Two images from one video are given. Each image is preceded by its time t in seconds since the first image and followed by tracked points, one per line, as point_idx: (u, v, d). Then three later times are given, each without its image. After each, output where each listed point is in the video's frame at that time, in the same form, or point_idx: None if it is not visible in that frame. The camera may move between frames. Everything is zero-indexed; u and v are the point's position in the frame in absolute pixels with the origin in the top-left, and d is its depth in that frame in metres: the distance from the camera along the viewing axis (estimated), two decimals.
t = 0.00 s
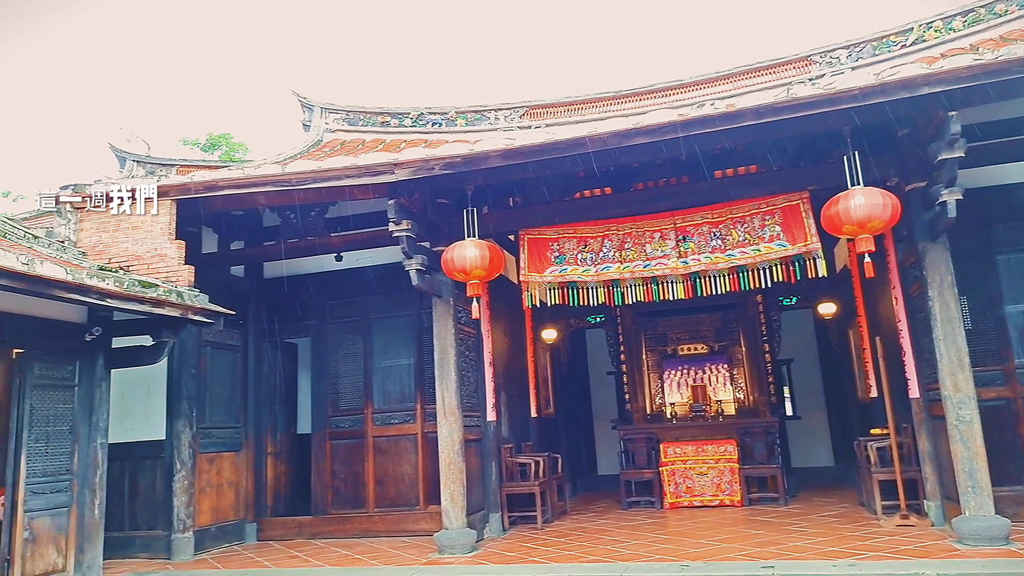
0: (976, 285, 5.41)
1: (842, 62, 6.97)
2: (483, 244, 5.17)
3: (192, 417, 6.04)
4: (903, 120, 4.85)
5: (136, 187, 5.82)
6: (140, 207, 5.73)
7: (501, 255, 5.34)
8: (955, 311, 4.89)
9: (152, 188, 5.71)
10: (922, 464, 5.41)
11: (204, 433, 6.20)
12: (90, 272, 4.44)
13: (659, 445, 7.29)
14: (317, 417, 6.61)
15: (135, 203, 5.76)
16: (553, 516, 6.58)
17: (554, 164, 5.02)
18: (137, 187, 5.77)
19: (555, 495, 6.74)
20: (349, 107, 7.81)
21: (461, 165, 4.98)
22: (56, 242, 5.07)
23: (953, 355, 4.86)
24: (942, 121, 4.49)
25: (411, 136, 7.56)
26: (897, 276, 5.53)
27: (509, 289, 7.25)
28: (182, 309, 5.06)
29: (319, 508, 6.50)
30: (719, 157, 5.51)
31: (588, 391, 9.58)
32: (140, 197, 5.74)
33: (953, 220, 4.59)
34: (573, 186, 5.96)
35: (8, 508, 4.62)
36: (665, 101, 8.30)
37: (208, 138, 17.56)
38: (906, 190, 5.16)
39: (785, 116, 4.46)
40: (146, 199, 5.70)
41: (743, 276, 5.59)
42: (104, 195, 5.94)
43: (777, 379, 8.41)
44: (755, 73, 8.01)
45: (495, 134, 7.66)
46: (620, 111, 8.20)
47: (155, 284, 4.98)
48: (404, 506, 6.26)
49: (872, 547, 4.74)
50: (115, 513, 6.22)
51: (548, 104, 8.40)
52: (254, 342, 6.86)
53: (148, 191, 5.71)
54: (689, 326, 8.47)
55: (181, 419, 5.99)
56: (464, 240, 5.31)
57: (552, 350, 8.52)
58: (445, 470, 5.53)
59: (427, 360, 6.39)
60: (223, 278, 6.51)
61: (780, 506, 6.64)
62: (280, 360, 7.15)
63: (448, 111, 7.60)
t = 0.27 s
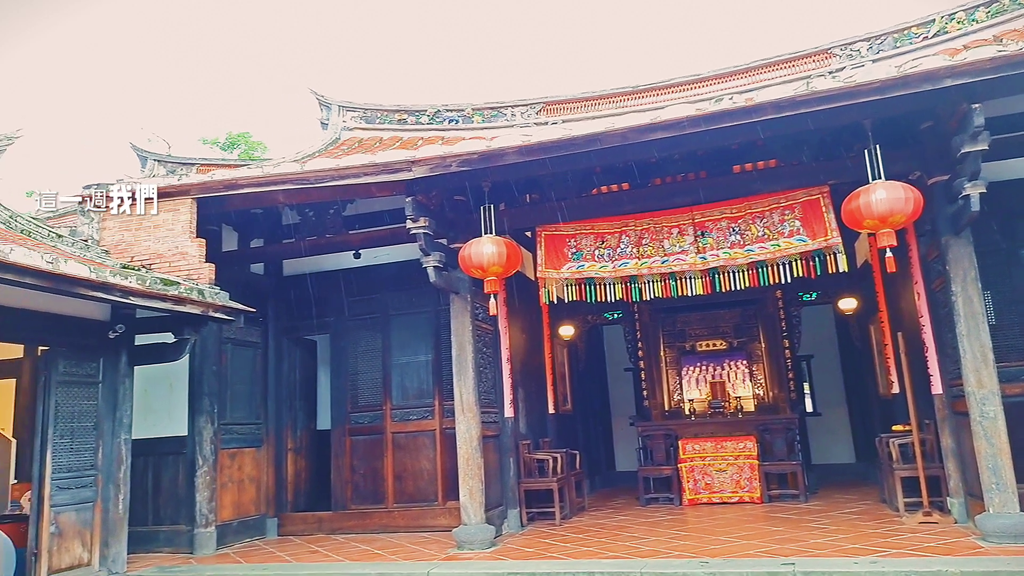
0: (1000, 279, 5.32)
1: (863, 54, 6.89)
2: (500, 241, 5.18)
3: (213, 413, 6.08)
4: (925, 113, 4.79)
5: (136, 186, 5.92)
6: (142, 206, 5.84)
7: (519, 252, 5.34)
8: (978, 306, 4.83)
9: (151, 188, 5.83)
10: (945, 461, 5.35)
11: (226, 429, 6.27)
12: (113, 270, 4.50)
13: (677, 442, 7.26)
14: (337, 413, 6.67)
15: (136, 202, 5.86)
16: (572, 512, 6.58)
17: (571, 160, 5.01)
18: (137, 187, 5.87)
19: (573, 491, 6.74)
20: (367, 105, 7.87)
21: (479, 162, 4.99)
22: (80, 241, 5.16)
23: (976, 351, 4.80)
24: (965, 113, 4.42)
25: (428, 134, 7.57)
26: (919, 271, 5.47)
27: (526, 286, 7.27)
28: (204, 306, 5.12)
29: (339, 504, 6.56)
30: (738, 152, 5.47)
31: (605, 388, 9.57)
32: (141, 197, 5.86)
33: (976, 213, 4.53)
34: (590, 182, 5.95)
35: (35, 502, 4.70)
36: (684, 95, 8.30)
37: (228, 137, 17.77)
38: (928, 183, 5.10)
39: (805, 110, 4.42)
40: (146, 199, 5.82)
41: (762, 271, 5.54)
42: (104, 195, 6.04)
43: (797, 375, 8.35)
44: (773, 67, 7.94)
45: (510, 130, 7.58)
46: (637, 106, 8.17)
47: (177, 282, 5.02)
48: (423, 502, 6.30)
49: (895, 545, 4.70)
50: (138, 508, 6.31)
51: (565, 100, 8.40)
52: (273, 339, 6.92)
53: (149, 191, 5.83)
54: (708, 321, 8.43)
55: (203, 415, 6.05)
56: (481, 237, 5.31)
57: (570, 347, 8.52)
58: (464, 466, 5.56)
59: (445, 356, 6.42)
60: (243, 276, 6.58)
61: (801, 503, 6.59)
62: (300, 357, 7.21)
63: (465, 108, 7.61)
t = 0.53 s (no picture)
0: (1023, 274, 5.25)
1: (881, 47, 6.82)
2: (515, 238, 5.19)
3: (231, 411, 6.14)
4: (946, 106, 4.73)
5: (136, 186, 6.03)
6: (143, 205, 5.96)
7: (534, 249, 5.34)
8: (1000, 301, 4.76)
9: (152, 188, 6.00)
10: (966, 458, 5.28)
11: (244, 427, 6.32)
12: (133, 269, 4.55)
13: (694, 439, 7.33)
14: (354, 411, 6.70)
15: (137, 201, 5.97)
16: (588, 510, 6.57)
17: (586, 157, 5.00)
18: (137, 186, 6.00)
19: (589, 489, 6.74)
20: (382, 103, 7.90)
21: (493, 159, 4.99)
22: (100, 241, 5.22)
23: (998, 346, 4.74)
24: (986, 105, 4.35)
25: (443, 132, 7.59)
26: (940, 266, 5.41)
27: (541, 283, 7.27)
28: (222, 305, 5.17)
29: (356, 501, 6.60)
30: (754, 147, 5.43)
31: (621, 385, 9.54)
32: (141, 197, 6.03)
33: (998, 207, 4.46)
34: (605, 178, 5.93)
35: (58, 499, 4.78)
36: (698, 91, 8.23)
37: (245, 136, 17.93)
38: (949, 177, 5.03)
39: (822, 104, 4.38)
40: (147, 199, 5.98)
41: (780, 267, 5.49)
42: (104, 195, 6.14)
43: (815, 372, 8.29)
44: (790, 61, 7.89)
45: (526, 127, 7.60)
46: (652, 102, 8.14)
47: (196, 281, 5.06)
48: (439, 499, 6.32)
49: (915, 543, 4.65)
50: (159, 505, 6.39)
51: (580, 96, 8.38)
52: (291, 337, 6.98)
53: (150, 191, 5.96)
54: (724, 319, 8.40)
55: (222, 413, 6.11)
56: (497, 234, 5.32)
57: (585, 344, 8.52)
58: (480, 464, 5.57)
59: (461, 353, 6.44)
60: (261, 275, 6.63)
61: (819, 501, 6.54)
62: (317, 355, 7.26)
63: (479, 106, 7.56)
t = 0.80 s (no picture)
0: None
1: (898, 44, 6.75)
2: (528, 239, 5.19)
3: (247, 412, 6.19)
4: (964, 103, 4.68)
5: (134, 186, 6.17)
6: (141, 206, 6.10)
7: (547, 250, 5.34)
8: (1019, 300, 4.71)
9: (152, 188, 6.09)
10: (985, 459, 5.22)
11: (260, 427, 6.37)
12: (150, 271, 4.60)
13: (709, 440, 7.28)
14: (368, 411, 6.73)
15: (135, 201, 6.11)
16: (602, 511, 6.56)
17: (599, 157, 4.99)
18: (135, 187, 6.13)
19: (603, 490, 6.72)
20: (395, 105, 7.93)
21: (507, 160, 4.99)
22: (117, 243, 5.28)
23: (1018, 346, 4.69)
24: (1004, 103, 4.30)
25: (456, 133, 7.61)
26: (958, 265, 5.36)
27: (555, 284, 7.27)
28: (238, 307, 5.20)
29: (371, 501, 6.62)
30: (769, 146, 5.39)
31: (635, 385, 9.52)
32: (141, 197, 6.12)
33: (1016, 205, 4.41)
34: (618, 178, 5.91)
35: (77, 499, 4.84)
36: (711, 90, 8.19)
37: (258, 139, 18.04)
38: (967, 175, 4.99)
39: (837, 102, 4.35)
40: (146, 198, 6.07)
41: (796, 267, 5.45)
42: (103, 195, 6.25)
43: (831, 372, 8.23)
44: (804, 59, 7.86)
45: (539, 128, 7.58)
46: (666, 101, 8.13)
47: (212, 282, 5.11)
48: (454, 499, 6.34)
49: (933, 544, 4.61)
50: (175, 505, 6.44)
51: (593, 96, 8.40)
52: (305, 338, 7.02)
53: (147, 191, 6.11)
54: (739, 319, 8.34)
55: (238, 413, 6.16)
56: (510, 235, 5.32)
57: (599, 345, 8.50)
58: (494, 464, 5.58)
59: (474, 354, 6.46)
60: (276, 277, 6.68)
61: (836, 502, 6.48)
62: (332, 355, 7.31)
63: (492, 107, 7.58)
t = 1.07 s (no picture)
0: None
1: (916, 38, 6.69)
2: (543, 236, 5.18)
3: (264, 408, 6.23)
4: (984, 98, 4.62)
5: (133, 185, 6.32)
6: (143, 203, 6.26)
7: (562, 246, 5.34)
8: None
9: (152, 188, 6.25)
10: (1004, 458, 5.16)
11: (276, 423, 6.42)
12: (169, 268, 4.63)
13: (723, 437, 7.29)
14: (383, 408, 6.76)
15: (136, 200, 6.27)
16: (616, 508, 6.56)
17: (614, 154, 4.97)
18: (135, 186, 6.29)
19: (618, 486, 6.71)
20: (409, 103, 7.95)
21: (521, 157, 4.99)
22: (135, 240, 5.33)
23: None
24: None
25: (470, 130, 7.62)
26: (977, 262, 5.32)
27: (569, 281, 7.27)
28: (254, 303, 5.24)
29: (385, 497, 6.66)
30: (785, 141, 5.35)
31: (649, 382, 9.50)
32: (141, 196, 6.28)
33: None
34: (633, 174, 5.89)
35: (96, 493, 4.90)
36: (729, 85, 8.20)
37: (274, 138, 18.20)
38: (987, 170, 4.94)
39: (855, 97, 4.31)
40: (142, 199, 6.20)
41: (812, 264, 5.42)
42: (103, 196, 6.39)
43: (847, 369, 8.18)
44: (821, 54, 7.82)
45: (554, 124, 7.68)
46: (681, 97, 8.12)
47: (229, 279, 5.15)
48: (468, 496, 6.37)
49: (951, 543, 4.57)
50: (193, 499, 6.51)
51: (607, 92, 8.41)
52: (321, 334, 7.06)
53: (148, 189, 6.27)
54: (755, 316, 8.30)
55: (254, 409, 6.21)
56: (524, 232, 5.32)
57: (613, 342, 8.49)
58: (508, 461, 5.59)
59: (489, 351, 6.48)
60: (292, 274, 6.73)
61: (852, 500, 6.44)
62: (347, 352, 7.35)
63: (506, 104, 7.58)
